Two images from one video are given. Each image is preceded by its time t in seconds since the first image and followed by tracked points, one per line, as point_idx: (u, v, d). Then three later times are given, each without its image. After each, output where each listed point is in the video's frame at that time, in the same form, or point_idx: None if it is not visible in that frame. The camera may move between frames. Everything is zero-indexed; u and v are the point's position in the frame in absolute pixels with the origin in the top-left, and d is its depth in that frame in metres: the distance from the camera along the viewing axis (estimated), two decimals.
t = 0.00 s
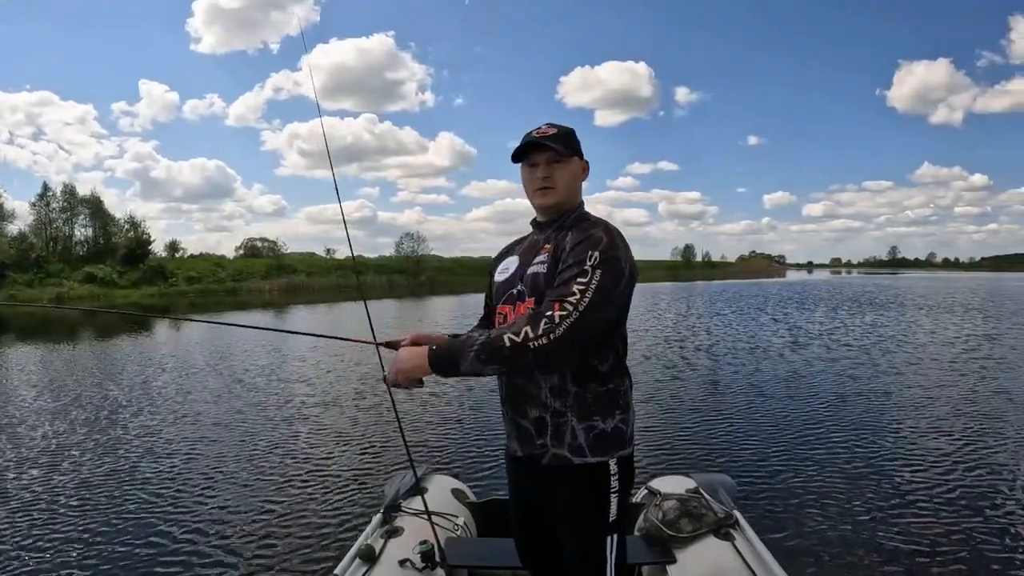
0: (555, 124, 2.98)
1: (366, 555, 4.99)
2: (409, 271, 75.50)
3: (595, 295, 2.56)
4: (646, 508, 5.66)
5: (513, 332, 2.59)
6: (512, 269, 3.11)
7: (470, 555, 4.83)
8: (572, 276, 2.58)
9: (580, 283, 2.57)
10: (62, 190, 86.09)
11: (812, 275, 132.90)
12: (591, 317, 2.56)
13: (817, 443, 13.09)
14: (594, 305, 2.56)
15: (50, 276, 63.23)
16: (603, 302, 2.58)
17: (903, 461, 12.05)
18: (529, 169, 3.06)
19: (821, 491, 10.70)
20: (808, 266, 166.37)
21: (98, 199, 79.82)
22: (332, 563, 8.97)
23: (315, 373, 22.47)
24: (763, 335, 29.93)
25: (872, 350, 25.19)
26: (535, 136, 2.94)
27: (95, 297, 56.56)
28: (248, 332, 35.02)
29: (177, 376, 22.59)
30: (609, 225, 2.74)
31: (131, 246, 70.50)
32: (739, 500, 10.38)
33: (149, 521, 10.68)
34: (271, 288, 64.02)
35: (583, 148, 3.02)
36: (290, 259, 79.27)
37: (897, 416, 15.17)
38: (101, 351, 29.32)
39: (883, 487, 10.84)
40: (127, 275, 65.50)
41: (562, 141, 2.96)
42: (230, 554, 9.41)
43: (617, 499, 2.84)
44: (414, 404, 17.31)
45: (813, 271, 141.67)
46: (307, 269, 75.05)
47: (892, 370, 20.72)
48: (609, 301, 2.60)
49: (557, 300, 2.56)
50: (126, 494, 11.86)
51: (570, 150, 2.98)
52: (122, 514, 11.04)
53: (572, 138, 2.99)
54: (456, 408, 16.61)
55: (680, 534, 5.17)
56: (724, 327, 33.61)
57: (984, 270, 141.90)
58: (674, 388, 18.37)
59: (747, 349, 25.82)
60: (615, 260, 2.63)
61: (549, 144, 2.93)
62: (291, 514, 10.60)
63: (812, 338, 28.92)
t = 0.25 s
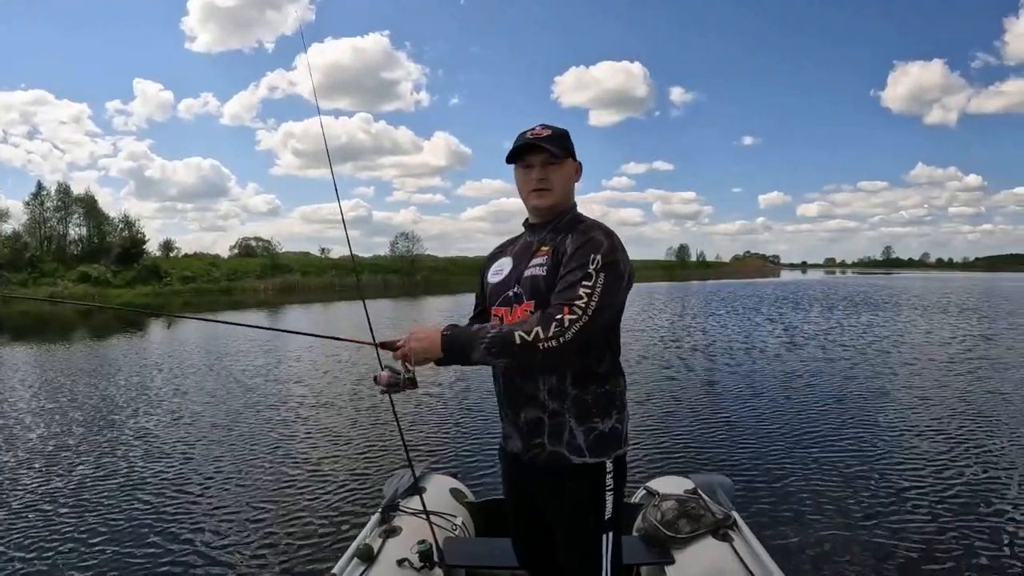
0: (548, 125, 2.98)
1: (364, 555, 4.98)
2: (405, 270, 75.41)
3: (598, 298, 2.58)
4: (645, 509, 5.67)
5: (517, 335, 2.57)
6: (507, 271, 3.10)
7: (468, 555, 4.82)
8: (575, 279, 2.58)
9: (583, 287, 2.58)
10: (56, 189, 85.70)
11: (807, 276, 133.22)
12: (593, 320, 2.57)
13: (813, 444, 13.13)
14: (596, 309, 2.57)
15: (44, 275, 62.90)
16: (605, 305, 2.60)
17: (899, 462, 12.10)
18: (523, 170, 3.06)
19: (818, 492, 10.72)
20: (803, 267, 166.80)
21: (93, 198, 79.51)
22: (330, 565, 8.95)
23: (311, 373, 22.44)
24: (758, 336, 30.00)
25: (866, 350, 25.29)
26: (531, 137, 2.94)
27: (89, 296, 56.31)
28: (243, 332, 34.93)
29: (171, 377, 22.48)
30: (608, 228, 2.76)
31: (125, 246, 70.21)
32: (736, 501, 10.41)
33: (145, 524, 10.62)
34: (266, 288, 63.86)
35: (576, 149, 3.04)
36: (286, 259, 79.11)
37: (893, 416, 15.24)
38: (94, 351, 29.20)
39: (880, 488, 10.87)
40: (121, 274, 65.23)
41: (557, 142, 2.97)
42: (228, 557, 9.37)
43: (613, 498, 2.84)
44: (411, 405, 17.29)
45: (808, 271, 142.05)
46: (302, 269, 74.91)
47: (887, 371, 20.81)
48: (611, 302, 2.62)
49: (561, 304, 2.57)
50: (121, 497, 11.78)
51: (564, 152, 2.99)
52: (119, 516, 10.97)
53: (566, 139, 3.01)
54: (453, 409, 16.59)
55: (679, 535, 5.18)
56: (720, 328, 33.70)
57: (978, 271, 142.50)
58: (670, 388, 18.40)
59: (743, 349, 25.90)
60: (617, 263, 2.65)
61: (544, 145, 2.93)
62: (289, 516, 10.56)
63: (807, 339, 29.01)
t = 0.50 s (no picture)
0: (548, 128, 3.00)
1: (365, 556, 4.98)
2: (402, 270, 75.32)
3: (606, 302, 2.64)
4: (646, 509, 5.68)
5: (533, 342, 2.60)
6: (505, 272, 3.09)
7: (469, 556, 4.83)
8: (583, 284, 2.62)
9: (591, 292, 2.62)
10: (52, 188, 85.41)
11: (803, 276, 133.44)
12: (603, 322, 2.62)
13: (812, 444, 13.17)
14: (605, 312, 2.63)
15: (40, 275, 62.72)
16: (611, 309, 2.66)
17: (897, 462, 12.14)
18: (521, 172, 3.06)
19: (817, 493, 10.73)
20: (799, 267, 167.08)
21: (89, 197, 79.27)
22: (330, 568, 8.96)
23: (309, 374, 22.43)
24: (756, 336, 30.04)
25: (864, 350, 25.34)
26: (530, 140, 2.95)
27: (85, 296, 56.11)
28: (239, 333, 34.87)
29: (169, 378, 22.43)
30: (608, 232, 2.80)
31: (122, 246, 70.00)
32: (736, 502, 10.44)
33: (145, 528, 10.57)
34: (263, 288, 63.74)
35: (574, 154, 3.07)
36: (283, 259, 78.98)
37: (890, 416, 15.30)
38: (91, 351, 29.11)
39: (878, 489, 10.88)
40: (116, 274, 65.02)
41: (555, 145, 2.99)
42: (229, 562, 9.34)
43: (610, 496, 2.86)
44: (409, 406, 17.28)
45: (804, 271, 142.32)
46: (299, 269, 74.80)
47: (884, 371, 20.87)
48: (619, 304, 2.69)
49: (572, 308, 2.60)
50: (120, 501, 11.72)
51: (562, 155, 3.01)
52: (118, 520, 10.92)
53: (564, 143, 3.02)
54: (451, 410, 16.58)
55: (679, 535, 5.19)
56: (717, 328, 33.79)
57: (974, 270, 142.76)
58: (668, 388, 18.44)
59: (741, 349, 25.95)
60: (621, 266, 2.71)
61: (543, 147, 2.94)
62: (289, 519, 10.54)
63: (804, 339, 29.07)
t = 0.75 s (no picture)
0: (544, 130, 3.00)
1: (365, 556, 4.98)
2: (398, 270, 75.22)
3: (607, 307, 2.66)
4: (645, 508, 5.69)
5: (538, 345, 2.57)
6: (502, 272, 3.09)
7: (469, 556, 4.83)
8: (586, 289, 2.64)
9: (594, 297, 2.64)
10: (46, 188, 85.05)
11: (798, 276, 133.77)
12: (604, 327, 2.65)
13: (809, 444, 13.22)
14: (606, 317, 2.65)
15: (34, 274, 62.46)
16: (613, 313, 2.69)
17: (893, 462, 12.20)
18: (518, 173, 3.06)
19: (813, 493, 10.76)
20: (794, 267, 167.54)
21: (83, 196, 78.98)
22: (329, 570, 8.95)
23: (305, 375, 22.40)
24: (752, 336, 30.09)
25: (860, 350, 25.40)
26: (526, 141, 2.95)
27: (80, 296, 55.88)
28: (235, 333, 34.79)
29: (165, 379, 22.37)
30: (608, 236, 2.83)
31: (117, 245, 69.74)
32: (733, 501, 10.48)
33: (143, 531, 10.53)
34: (259, 288, 63.58)
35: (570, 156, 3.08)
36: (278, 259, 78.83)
37: (886, 416, 15.36)
38: (86, 351, 29.01)
39: (875, 489, 10.91)
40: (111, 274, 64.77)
41: (552, 146, 2.99)
42: (227, 564, 9.32)
43: (608, 493, 2.87)
44: (406, 407, 17.26)
45: (799, 271, 142.68)
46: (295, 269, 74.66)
47: (879, 371, 20.96)
48: (619, 307, 2.72)
49: (575, 313, 2.60)
50: (117, 504, 11.66)
51: (559, 157, 3.02)
52: (116, 524, 10.86)
53: (561, 144, 3.03)
54: (449, 410, 16.57)
55: (679, 535, 5.19)
56: (713, 328, 33.86)
57: (968, 271, 143.43)
58: (665, 389, 18.48)
59: (737, 349, 26.02)
60: (620, 270, 2.75)
61: (539, 149, 2.94)
62: (288, 522, 10.50)
63: (800, 339, 29.16)
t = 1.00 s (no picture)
0: (539, 129, 3.00)
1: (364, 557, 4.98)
2: (394, 269, 75.11)
3: (620, 307, 2.69)
4: (645, 509, 5.70)
5: (560, 347, 2.57)
6: (500, 271, 3.08)
7: (467, 556, 4.85)
8: (599, 290, 2.65)
9: (607, 297, 2.65)
10: (41, 187, 84.75)
11: (794, 276, 133.99)
12: (618, 328, 2.67)
13: (806, 445, 13.25)
14: (620, 318, 2.67)
15: (29, 274, 62.17)
16: (623, 314, 2.71)
17: (891, 463, 12.23)
18: (512, 172, 3.06)
19: (811, 493, 10.78)
20: (790, 267, 167.87)
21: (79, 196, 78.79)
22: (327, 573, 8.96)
23: (302, 376, 22.39)
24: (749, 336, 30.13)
25: (856, 350, 25.44)
26: (522, 140, 2.94)
27: (75, 296, 55.67)
28: (231, 333, 34.71)
29: (161, 380, 22.28)
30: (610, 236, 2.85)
31: (111, 245, 69.52)
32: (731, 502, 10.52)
33: (142, 536, 10.46)
34: (254, 288, 63.42)
35: (565, 154, 3.07)
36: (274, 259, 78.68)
37: (883, 417, 15.40)
38: (81, 351, 28.93)
39: (873, 490, 10.93)
40: (106, 273, 64.54)
41: (546, 145, 2.98)
42: (226, 567, 9.33)
43: (607, 493, 2.88)
44: (404, 408, 17.22)
45: (795, 271, 142.90)
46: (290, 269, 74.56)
47: (875, 371, 21.02)
48: (628, 307, 2.75)
49: (593, 315, 2.61)
50: (114, 508, 11.58)
51: (554, 155, 3.01)
52: (113, 528, 10.79)
53: (556, 143, 3.02)
54: (446, 411, 16.55)
55: (678, 535, 5.21)
56: (709, 328, 33.93)
57: (963, 271, 143.87)
58: (662, 389, 18.51)
59: (734, 350, 26.06)
60: (625, 271, 2.78)
61: (534, 148, 2.94)
62: (288, 525, 10.46)
63: (797, 339, 29.21)
